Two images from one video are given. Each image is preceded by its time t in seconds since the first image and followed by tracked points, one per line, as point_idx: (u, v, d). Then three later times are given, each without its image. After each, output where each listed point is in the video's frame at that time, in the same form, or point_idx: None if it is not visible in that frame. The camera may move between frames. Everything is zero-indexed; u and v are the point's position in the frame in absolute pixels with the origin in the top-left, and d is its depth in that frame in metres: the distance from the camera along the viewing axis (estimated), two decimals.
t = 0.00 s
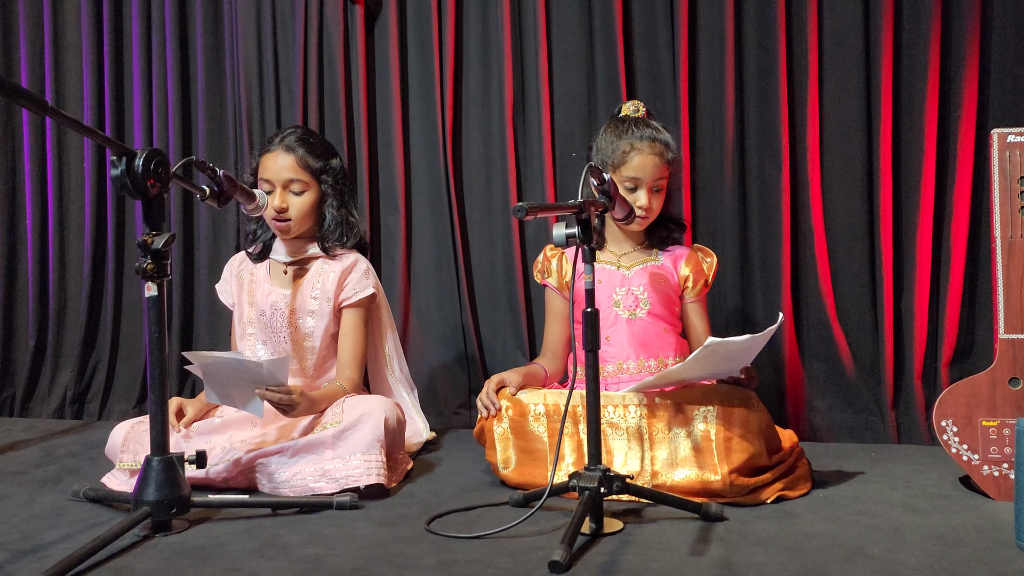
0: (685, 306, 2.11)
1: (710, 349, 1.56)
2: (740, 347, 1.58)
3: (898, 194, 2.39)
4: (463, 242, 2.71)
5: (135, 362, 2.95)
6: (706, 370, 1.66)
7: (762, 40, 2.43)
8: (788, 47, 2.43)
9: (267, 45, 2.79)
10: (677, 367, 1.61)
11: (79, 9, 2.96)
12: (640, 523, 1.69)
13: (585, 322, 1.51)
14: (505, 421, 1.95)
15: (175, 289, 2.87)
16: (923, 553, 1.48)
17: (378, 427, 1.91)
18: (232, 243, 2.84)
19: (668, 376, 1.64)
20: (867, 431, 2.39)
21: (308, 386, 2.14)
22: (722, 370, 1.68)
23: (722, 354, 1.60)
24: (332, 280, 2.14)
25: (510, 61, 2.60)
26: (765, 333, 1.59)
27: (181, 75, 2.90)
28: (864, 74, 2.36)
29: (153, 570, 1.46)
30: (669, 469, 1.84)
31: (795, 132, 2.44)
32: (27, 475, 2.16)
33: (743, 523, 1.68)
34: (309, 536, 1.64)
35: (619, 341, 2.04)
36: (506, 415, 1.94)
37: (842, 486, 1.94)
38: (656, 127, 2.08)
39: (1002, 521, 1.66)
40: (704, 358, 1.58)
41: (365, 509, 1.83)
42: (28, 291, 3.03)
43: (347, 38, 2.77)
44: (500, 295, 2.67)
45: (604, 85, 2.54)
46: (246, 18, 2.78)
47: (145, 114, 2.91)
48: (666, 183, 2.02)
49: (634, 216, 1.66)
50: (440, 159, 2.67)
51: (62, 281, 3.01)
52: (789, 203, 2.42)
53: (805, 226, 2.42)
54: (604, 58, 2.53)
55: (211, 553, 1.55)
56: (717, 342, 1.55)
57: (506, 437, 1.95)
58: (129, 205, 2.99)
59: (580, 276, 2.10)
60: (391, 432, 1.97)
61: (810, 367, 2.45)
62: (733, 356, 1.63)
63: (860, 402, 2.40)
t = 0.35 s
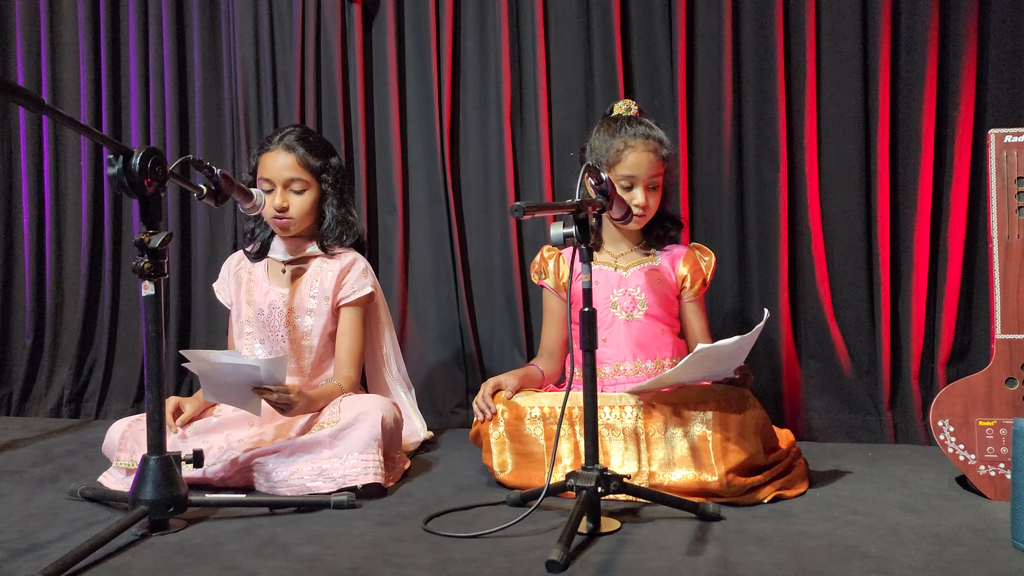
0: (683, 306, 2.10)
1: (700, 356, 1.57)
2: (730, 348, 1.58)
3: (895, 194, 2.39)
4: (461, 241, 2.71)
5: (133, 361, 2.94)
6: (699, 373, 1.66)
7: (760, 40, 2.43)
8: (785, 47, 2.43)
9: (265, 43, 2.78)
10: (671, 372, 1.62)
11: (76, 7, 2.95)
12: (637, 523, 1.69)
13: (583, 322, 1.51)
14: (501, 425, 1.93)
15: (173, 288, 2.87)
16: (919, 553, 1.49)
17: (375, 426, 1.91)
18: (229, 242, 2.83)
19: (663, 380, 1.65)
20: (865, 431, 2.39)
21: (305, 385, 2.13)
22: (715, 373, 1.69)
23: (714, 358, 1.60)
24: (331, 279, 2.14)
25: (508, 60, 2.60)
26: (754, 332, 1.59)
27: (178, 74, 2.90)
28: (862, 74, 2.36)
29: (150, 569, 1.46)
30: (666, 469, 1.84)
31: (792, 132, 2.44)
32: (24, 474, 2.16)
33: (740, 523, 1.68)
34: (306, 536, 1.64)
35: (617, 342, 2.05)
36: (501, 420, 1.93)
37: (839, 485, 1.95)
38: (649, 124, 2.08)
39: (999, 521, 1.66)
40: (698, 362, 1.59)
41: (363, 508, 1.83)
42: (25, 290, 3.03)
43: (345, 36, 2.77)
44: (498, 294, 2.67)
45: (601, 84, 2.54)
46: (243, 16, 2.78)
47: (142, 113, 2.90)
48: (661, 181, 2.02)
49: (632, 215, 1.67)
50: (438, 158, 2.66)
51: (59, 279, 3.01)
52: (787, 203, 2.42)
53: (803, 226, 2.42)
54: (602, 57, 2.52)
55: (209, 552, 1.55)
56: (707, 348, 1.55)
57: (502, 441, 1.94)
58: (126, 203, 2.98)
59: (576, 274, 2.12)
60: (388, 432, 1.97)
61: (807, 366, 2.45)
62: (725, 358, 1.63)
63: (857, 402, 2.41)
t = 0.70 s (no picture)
0: (683, 309, 2.10)
1: (705, 358, 1.57)
2: (735, 353, 1.59)
3: (893, 194, 2.39)
4: (459, 241, 2.71)
5: (131, 360, 2.94)
6: (701, 376, 1.66)
7: (759, 40, 2.44)
8: (784, 47, 2.44)
9: (263, 43, 2.78)
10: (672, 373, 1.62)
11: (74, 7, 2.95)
12: (635, 522, 1.69)
13: (581, 322, 1.51)
14: (500, 426, 1.95)
15: (171, 287, 2.87)
16: (917, 553, 1.49)
17: (373, 426, 1.91)
18: (227, 241, 2.83)
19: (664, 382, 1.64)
20: (863, 431, 2.40)
21: (303, 386, 2.13)
22: (717, 377, 1.69)
23: (718, 361, 1.60)
24: (329, 278, 2.14)
25: (506, 60, 2.60)
26: (759, 338, 1.59)
27: (176, 75, 2.90)
28: (860, 75, 2.37)
29: (148, 569, 1.46)
30: (664, 469, 1.84)
31: (791, 132, 2.44)
32: (21, 474, 2.16)
33: (737, 522, 1.68)
34: (304, 535, 1.64)
35: (616, 346, 2.05)
36: (500, 421, 1.94)
37: (837, 485, 1.95)
38: (660, 131, 2.09)
39: (996, 521, 1.66)
40: (700, 365, 1.59)
41: (361, 508, 1.83)
42: (23, 289, 3.03)
43: (343, 36, 2.77)
44: (497, 294, 2.67)
45: (600, 85, 2.54)
46: (242, 16, 2.78)
47: (141, 112, 2.90)
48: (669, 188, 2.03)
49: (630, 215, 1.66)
50: (436, 158, 2.66)
51: (57, 279, 3.01)
52: (785, 204, 2.42)
53: (801, 226, 2.42)
54: (601, 58, 2.53)
55: (206, 551, 1.55)
56: (714, 351, 1.56)
57: (502, 441, 1.95)
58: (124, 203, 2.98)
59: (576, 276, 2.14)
60: (386, 431, 1.97)
61: (805, 367, 2.45)
62: (729, 362, 1.63)
63: (855, 402, 2.41)
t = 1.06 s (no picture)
0: (683, 311, 2.10)
1: (705, 356, 1.56)
2: (735, 352, 1.58)
3: (893, 195, 2.39)
4: (459, 240, 2.71)
5: (130, 359, 2.94)
6: (701, 375, 1.66)
7: (758, 40, 2.44)
8: (783, 48, 2.44)
9: (263, 42, 2.78)
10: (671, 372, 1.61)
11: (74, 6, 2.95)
12: (634, 522, 1.69)
13: (580, 321, 1.51)
14: (499, 425, 1.95)
15: (170, 286, 2.87)
16: (916, 553, 1.49)
17: (372, 425, 1.91)
18: (226, 240, 2.83)
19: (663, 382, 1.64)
20: (862, 431, 2.40)
21: (303, 386, 2.13)
22: (717, 376, 1.69)
23: (718, 359, 1.60)
24: (328, 277, 2.14)
25: (506, 60, 2.60)
26: (759, 337, 1.59)
27: (176, 73, 2.89)
28: (860, 76, 2.37)
29: (147, 568, 1.46)
30: (664, 469, 1.84)
31: (790, 133, 2.44)
32: (20, 473, 2.15)
33: (737, 522, 1.68)
34: (303, 534, 1.63)
35: (616, 348, 2.06)
36: (499, 420, 1.95)
37: (836, 485, 1.95)
38: (661, 131, 2.09)
39: (995, 521, 1.66)
40: (700, 363, 1.59)
41: (360, 507, 1.83)
42: (22, 288, 3.02)
43: (343, 35, 2.77)
44: (496, 293, 2.67)
45: (600, 85, 2.54)
46: (242, 15, 2.78)
47: (140, 111, 2.89)
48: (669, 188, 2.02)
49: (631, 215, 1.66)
50: (436, 157, 2.66)
51: (56, 277, 3.00)
52: (785, 205, 2.42)
53: (801, 227, 2.42)
54: (600, 58, 2.53)
55: (205, 550, 1.54)
56: (713, 348, 1.55)
57: (501, 441, 1.95)
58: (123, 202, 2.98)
59: (576, 276, 2.14)
60: (385, 430, 1.97)
61: (805, 367, 2.45)
62: (728, 361, 1.63)
63: (854, 402, 2.41)
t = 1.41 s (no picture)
0: (682, 311, 2.10)
1: (705, 355, 1.56)
2: (735, 351, 1.58)
3: (892, 196, 2.39)
4: (457, 240, 2.71)
5: (129, 359, 2.94)
6: (701, 375, 1.66)
7: (758, 41, 2.44)
8: (783, 48, 2.44)
9: (262, 40, 2.78)
10: (670, 372, 1.61)
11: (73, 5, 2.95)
12: (633, 522, 1.69)
13: (579, 321, 1.51)
14: (497, 426, 1.95)
15: (169, 285, 2.87)
16: (915, 553, 1.49)
17: (371, 425, 1.91)
18: (226, 240, 2.83)
19: (662, 382, 1.64)
20: (860, 431, 2.40)
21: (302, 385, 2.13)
22: (717, 375, 1.68)
23: (718, 359, 1.59)
24: (328, 277, 2.13)
25: (506, 60, 2.60)
26: (759, 336, 1.59)
27: (175, 72, 2.89)
28: (859, 76, 2.37)
29: (145, 567, 1.46)
30: (663, 469, 1.84)
31: (790, 134, 2.44)
32: (19, 472, 2.15)
33: (736, 522, 1.68)
34: (302, 534, 1.63)
35: (615, 348, 2.06)
36: (497, 421, 1.94)
37: (835, 485, 1.95)
38: (658, 132, 2.09)
39: (993, 522, 1.66)
40: (700, 362, 1.59)
41: (359, 506, 1.83)
42: (21, 287, 3.02)
43: (342, 35, 2.76)
44: (495, 293, 2.67)
45: (599, 85, 2.54)
46: (241, 14, 2.77)
47: (139, 110, 2.89)
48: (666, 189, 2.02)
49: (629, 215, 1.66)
50: (435, 157, 2.66)
51: (55, 276, 3.00)
52: (784, 205, 2.42)
53: (800, 227, 2.42)
54: (600, 57, 2.52)
55: (204, 550, 1.54)
56: (713, 347, 1.55)
57: (500, 441, 1.95)
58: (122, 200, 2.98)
59: (575, 277, 2.14)
60: (384, 429, 1.97)
61: (803, 367, 2.45)
62: (728, 361, 1.63)
63: (852, 402, 2.41)
